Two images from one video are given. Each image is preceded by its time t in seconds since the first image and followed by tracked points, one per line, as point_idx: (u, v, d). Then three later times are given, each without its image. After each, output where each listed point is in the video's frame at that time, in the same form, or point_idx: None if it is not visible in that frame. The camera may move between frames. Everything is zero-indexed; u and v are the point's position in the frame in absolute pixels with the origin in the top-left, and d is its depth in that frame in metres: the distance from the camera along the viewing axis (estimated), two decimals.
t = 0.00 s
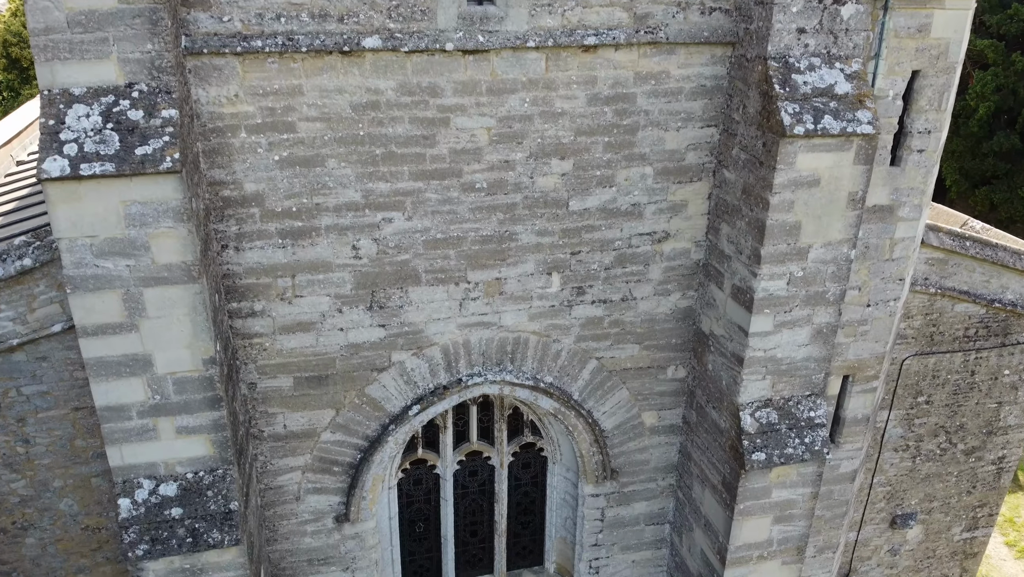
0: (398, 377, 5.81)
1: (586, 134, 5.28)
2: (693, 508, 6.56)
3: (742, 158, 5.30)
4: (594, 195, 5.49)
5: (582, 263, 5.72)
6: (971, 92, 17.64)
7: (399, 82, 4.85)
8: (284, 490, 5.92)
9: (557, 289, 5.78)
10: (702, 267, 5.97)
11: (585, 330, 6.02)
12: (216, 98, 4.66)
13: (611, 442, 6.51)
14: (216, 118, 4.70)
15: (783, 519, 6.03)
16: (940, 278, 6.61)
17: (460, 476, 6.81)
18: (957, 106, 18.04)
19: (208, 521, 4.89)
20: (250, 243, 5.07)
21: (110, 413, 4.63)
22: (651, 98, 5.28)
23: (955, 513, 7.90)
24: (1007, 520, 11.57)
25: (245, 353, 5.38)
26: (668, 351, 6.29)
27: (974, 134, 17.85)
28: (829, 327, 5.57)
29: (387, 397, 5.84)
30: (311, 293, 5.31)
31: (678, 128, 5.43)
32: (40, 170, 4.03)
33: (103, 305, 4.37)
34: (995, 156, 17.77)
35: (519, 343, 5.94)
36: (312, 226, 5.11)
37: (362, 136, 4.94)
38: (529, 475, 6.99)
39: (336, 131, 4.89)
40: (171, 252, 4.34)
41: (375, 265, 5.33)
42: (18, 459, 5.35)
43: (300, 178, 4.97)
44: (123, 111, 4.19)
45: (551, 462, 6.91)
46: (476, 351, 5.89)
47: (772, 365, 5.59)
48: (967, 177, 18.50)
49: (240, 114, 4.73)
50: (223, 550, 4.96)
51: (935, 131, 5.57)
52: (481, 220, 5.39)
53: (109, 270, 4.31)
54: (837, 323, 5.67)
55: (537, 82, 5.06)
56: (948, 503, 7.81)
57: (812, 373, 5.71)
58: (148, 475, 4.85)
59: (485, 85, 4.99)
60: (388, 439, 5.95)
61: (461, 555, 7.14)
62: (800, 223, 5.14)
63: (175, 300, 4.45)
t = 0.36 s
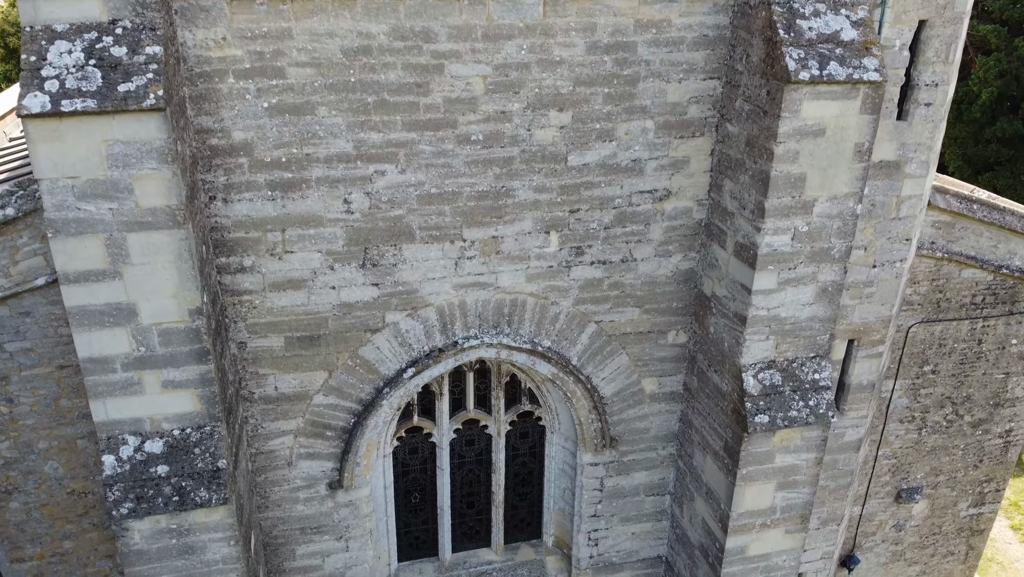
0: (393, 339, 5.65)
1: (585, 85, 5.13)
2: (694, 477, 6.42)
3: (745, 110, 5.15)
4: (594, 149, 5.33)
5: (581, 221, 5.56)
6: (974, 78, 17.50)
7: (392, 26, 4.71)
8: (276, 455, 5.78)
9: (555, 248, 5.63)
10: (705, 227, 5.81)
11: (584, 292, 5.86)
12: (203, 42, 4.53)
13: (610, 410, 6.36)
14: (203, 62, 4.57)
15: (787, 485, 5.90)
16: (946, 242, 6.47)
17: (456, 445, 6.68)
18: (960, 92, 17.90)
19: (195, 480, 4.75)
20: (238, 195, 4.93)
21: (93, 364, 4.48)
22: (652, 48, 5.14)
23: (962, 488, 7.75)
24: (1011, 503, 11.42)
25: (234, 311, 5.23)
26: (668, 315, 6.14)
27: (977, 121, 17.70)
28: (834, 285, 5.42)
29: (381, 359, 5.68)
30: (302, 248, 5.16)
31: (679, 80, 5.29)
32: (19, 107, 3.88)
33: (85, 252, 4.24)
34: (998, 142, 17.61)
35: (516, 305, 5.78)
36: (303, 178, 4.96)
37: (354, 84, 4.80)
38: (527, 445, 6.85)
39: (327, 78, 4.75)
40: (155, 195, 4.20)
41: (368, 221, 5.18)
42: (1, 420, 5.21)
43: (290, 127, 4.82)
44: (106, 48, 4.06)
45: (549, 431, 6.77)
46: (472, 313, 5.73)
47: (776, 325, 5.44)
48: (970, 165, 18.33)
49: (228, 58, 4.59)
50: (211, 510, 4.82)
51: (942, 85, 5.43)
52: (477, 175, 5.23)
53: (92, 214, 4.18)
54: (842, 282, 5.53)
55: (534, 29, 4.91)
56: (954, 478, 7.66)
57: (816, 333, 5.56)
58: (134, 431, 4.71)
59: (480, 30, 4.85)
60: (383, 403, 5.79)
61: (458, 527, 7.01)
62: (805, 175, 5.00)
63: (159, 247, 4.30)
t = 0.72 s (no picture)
0: (390, 299, 5.50)
1: (586, 34, 5.01)
2: (697, 444, 6.30)
3: (751, 59, 5.02)
4: (596, 101, 5.20)
5: (583, 178, 5.42)
6: (978, 63, 17.34)
7: None
8: (270, 418, 5.65)
9: (556, 206, 5.48)
10: (709, 185, 5.67)
11: (586, 253, 5.71)
12: None
13: (612, 375, 6.23)
14: (195, 4, 4.45)
15: (792, 450, 5.77)
16: (955, 205, 6.36)
17: (455, 413, 6.56)
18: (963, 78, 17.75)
19: (186, 435, 4.62)
20: (231, 144, 4.80)
21: (81, 313, 4.36)
22: None
23: (970, 462, 7.61)
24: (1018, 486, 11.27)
25: (227, 266, 5.11)
26: (672, 278, 6.00)
27: (981, 107, 17.54)
28: (842, 242, 5.29)
29: (378, 320, 5.54)
30: (296, 202, 5.03)
31: (683, 30, 5.16)
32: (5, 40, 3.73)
33: (73, 194, 4.13)
34: (1003, 128, 17.45)
35: (516, 266, 5.63)
36: (297, 127, 4.84)
37: (348, 29, 4.67)
38: (527, 414, 6.73)
39: (322, 22, 4.63)
40: (144, 135, 4.08)
41: (363, 174, 5.05)
42: None
43: (283, 73, 4.70)
44: None
45: (550, 399, 6.64)
46: (471, 273, 5.58)
47: (783, 282, 5.31)
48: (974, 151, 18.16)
49: None
50: (202, 467, 4.69)
51: (951, 36, 5.30)
52: (476, 126, 5.09)
53: (79, 154, 4.06)
54: (850, 240, 5.40)
55: None
56: (962, 451, 7.53)
57: (823, 292, 5.43)
58: (123, 384, 4.58)
59: None
60: (380, 365, 5.66)
61: (457, 498, 6.89)
62: (812, 125, 4.88)
63: (148, 189, 4.19)
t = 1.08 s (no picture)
0: (389, 257, 5.36)
1: None
2: (702, 410, 6.17)
3: (760, 6, 4.90)
4: (600, 51, 5.07)
5: (587, 131, 5.29)
6: (982, 48, 17.20)
7: None
8: (267, 379, 5.52)
9: (559, 162, 5.35)
10: (716, 141, 5.54)
11: (590, 212, 5.57)
12: None
13: (616, 340, 6.09)
14: None
15: (801, 413, 5.64)
16: (966, 166, 6.23)
17: (456, 380, 6.42)
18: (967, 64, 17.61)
19: (178, 388, 4.49)
20: (225, 90, 4.67)
21: (70, 259, 4.24)
22: None
23: (979, 435, 7.48)
24: None
25: (221, 219, 4.98)
26: (678, 239, 5.85)
27: (985, 93, 17.40)
28: (852, 197, 5.16)
29: (376, 279, 5.40)
30: (292, 152, 4.90)
31: None
32: None
33: (62, 133, 4.00)
34: (1008, 114, 17.31)
35: (518, 224, 5.48)
36: (293, 73, 4.71)
37: None
38: (529, 382, 6.60)
39: None
40: (135, 71, 3.95)
41: (361, 124, 4.92)
42: None
43: (279, 17, 4.57)
44: None
45: (552, 367, 6.51)
46: (472, 231, 5.43)
47: (792, 238, 5.17)
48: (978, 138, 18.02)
49: None
50: (196, 421, 4.56)
51: None
52: (477, 75, 4.97)
53: (68, 91, 3.93)
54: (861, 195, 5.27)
55: None
56: (971, 423, 7.40)
57: (833, 249, 5.29)
58: (114, 335, 4.45)
59: None
60: (379, 326, 5.52)
61: (457, 468, 6.77)
62: (823, 72, 4.75)
63: (139, 129, 4.06)
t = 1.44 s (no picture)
0: (386, 215, 5.22)
1: None
2: (708, 377, 6.03)
3: None
4: None
5: (590, 85, 5.15)
6: (986, 34, 17.07)
7: None
8: (262, 340, 5.39)
9: (562, 116, 5.21)
10: (723, 97, 5.41)
11: (593, 170, 5.43)
12: None
13: (620, 305, 5.94)
14: None
15: (809, 376, 5.51)
16: (976, 128, 6.10)
17: (456, 348, 6.28)
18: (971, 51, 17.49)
19: (169, 341, 4.36)
20: (218, 37, 4.54)
21: (58, 205, 4.11)
22: None
23: (989, 408, 7.35)
24: None
25: (214, 172, 4.84)
26: (683, 200, 5.72)
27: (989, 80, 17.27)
28: (862, 151, 5.02)
29: (374, 238, 5.26)
30: (287, 103, 4.77)
31: None
32: None
33: (48, 71, 3.86)
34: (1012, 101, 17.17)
35: (519, 182, 5.34)
36: (288, 20, 4.57)
37: None
38: (530, 350, 6.46)
39: None
40: (124, 7, 3.81)
41: (358, 73, 4.79)
42: None
43: None
44: None
45: (554, 334, 6.37)
46: (472, 189, 5.30)
47: (800, 194, 5.04)
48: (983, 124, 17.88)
49: None
50: (187, 376, 4.43)
51: None
52: (478, 24, 4.83)
53: (55, 27, 3.79)
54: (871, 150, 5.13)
55: None
56: (981, 396, 7.27)
57: (843, 206, 5.16)
58: (103, 286, 4.32)
59: None
60: (376, 287, 5.38)
61: (457, 439, 6.63)
62: (833, 18, 4.61)
63: (129, 67, 3.92)
